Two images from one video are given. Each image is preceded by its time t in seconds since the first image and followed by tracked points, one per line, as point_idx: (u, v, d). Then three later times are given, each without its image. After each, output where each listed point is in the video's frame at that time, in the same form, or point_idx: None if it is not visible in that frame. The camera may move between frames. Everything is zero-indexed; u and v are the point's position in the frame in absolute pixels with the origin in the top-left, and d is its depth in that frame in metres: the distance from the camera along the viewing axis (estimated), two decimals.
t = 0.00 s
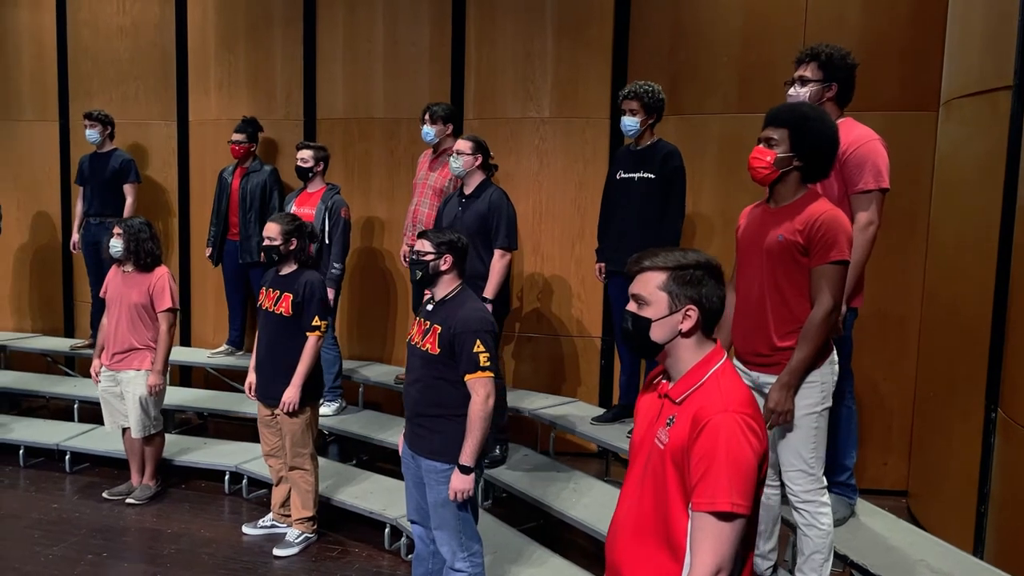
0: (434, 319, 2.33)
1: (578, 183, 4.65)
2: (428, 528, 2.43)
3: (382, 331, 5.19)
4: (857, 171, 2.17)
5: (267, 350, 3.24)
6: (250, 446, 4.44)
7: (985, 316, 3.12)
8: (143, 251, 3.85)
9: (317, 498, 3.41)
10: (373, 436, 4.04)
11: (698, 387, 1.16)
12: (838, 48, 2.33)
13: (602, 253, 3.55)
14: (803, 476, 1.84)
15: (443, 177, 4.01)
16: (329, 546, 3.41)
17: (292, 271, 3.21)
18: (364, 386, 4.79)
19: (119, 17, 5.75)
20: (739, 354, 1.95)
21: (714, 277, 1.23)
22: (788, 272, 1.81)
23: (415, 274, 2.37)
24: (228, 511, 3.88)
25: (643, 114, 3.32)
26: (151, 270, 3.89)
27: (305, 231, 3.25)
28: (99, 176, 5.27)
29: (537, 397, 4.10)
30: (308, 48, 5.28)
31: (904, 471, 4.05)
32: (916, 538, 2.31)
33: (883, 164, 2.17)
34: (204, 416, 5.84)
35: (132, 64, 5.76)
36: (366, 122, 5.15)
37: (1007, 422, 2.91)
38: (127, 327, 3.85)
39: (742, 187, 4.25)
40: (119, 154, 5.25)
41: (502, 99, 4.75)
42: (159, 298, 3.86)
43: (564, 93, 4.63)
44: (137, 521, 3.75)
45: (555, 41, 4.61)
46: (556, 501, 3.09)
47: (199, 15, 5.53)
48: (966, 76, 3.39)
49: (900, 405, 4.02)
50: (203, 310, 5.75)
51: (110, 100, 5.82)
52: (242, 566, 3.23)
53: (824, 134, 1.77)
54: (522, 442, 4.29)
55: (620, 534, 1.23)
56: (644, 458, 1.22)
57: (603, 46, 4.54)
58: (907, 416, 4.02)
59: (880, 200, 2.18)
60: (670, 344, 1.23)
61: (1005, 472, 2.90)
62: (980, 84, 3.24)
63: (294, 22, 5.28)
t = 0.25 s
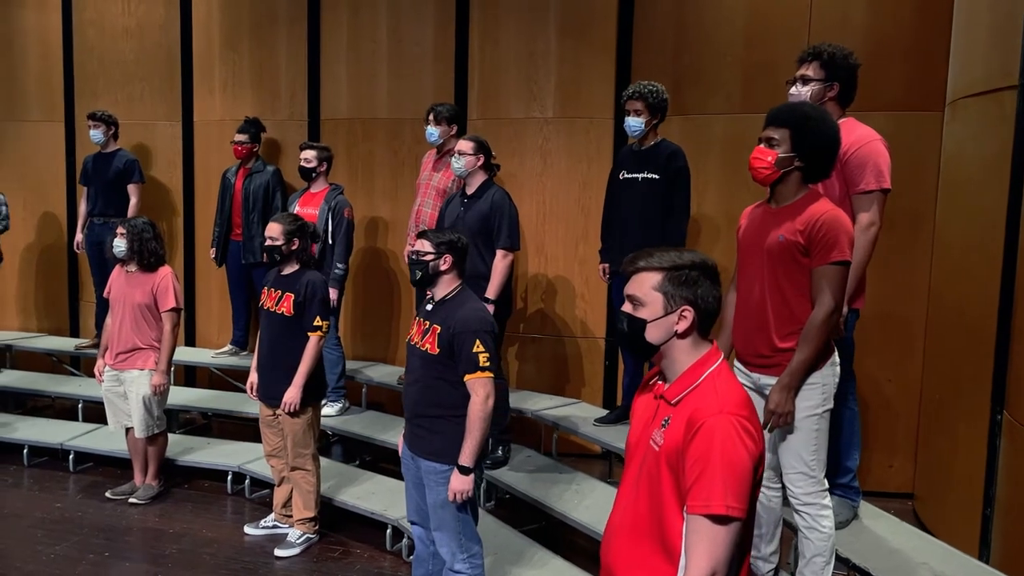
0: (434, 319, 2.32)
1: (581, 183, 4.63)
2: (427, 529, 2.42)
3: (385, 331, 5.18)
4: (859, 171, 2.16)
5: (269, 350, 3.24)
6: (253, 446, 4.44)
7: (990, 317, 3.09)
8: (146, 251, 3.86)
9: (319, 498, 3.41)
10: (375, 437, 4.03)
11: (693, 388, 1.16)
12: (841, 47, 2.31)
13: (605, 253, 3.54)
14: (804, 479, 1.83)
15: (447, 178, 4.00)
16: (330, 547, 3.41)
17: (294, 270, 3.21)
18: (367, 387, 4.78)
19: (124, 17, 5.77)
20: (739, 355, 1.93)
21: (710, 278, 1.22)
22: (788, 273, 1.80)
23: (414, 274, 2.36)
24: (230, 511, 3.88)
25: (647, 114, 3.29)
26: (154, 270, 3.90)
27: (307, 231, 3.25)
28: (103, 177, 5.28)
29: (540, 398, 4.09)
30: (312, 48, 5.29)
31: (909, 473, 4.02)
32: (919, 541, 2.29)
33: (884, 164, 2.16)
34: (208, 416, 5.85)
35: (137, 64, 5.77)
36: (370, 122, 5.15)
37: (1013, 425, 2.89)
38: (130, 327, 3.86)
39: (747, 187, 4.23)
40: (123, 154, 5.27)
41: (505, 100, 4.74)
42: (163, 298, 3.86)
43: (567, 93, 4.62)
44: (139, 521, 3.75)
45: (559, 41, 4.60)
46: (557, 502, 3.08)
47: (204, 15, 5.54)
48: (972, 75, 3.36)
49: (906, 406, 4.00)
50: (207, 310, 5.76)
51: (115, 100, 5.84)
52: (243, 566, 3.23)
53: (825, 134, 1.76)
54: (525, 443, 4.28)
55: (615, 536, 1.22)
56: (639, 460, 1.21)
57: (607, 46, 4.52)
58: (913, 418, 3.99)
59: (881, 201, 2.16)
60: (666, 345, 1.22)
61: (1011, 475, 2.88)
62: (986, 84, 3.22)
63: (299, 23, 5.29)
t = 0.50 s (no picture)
0: (434, 320, 2.32)
1: (583, 184, 4.63)
2: (427, 530, 2.42)
3: (388, 330, 5.19)
4: (858, 173, 2.16)
5: (271, 350, 3.25)
6: (256, 446, 4.45)
7: (993, 319, 3.09)
8: (150, 251, 3.86)
9: (320, 499, 3.41)
10: (377, 437, 4.04)
11: (690, 390, 1.15)
12: (843, 48, 2.31)
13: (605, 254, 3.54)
14: (803, 481, 1.82)
15: (449, 178, 3.99)
16: (331, 547, 3.41)
17: (296, 271, 3.22)
18: (369, 387, 4.79)
19: (129, 18, 5.79)
20: (738, 356, 1.93)
21: (708, 280, 1.22)
22: (788, 274, 1.79)
23: (415, 274, 2.36)
24: (232, 511, 3.89)
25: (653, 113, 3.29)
26: (158, 271, 3.91)
27: (309, 231, 3.25)
28: (107, 178, 5.30)
29: (541, 399, 4.09)
30: (315, 49, 5.30)
31: (912, 475, 4.01)
32: (919, 544, 2.29)
33: (883, 165, 2.16)
34: (211, 416, 5.86)
35: (142, 65, 5.79)
36: (373, 123, 5.16)
37: (1015, 427, 2.88)
38: (133, 327, 3.87)
39: (749, 188, 4.22)
40: (126, 155, 5.29)
41: (508, 100, 4.75)
42: (166, 298, 3.87)
43: (569, 94, 4.62)
44: (141, 521, 3.76)
45: (561, 42, 4.60)
46: (558, 504, 3.08)
47: (207, 16, 5.56)
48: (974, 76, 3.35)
49: (908, 408, 3.98)
50: (210, 310, 5.78)
51: (119, 101, 5.85)
52: (245, 566, 3.23)
53: (824, 135, 1.76)
54: (527, 444, 4.28)
55: (611, 538, 1.22)
56: (635, 461, 1.21)
57: (609, 47, 4.52)
58: (916, 420, 3.98)
59: (880, 202, 2.16)
60: (663, 346, 1.22)
61: (1013, 477, 2.87)
62: (988, 84, 3.21)
63: (302, 24, 5.30)
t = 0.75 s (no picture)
0: (435, 321, 2.31)
1: (585, 184, 4.64)
2: (427, 530, 2.41)
3: (390, 330, 5.20)
4: (856, 174, 2.16)
5: (272, 351, 3.26)
6: (258, 446, 4.46)
7: (994, 320, 3.08)
8: (154, 252, 3.87)
9: (322, 499, 3.42)
10: (378, 437, 4.05)
11: (685, 392, 1.15)
12: (844, 49, 2.31)
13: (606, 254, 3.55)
14: (801, 483, 1.82)
15: (451, 178, 3.99)
16: (333, 547, 3.42)
17: (298, 272, 3.22)
18: (371, 387, 4.80)
19: (134, 20, 5.82)
20: (737, 357, 1.93)
21: (703, 282, 1.22)
22: (786, 275, 1.79)
23: (416, 276, 2.34)
24: (234, 511, 3.90)
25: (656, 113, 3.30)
26: (162, 271, 3.91)
27: (311, 232, 3.26)
28: (112, 179, 5.33)
29: (543, 400, 4.09)
30: (318, 50, 5.32)
31: (914, 477, 4.00)
32: (918, 546, 2.28)
33: (882, 166, 2.16)
34: (215, 416, 5.87)
35: (147, 66, 5.81)
36: (375, 123, 5.17)
37: (1016, 428, 2.87)
38: (137, 327, 3.87)
39: (751, 188, 4.22)
40: (131, 156, 5.31)
41: (510, 101, 4.75)
42: (170, 299, 3.88)
43: (572, 94, 4.62)
44: (144, 520, 3.77)
45: (563, 42, 4.61)
46: (557, 504, 3.09)
47: (212, 17, 5.58)
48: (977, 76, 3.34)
49: (910, 409, 3.98)
50: (214, 310, 5.80)
51: (124, 102, 5.88)
52: (246, 566, 3.25)
53: (823, 137, 1.76)
54: (528, 445, 4.28)
55: (606, 539, 1.22)
56: (630, 463, 1.21)
57: (611, 47, 4.52)
58: (918, 421, 3.97)
59: (878, 204, 2.16)
60: (658, 348, 1.22)
61: (1015, 479, 2.86)
62: (990, 84, 3.21)
63: (306, 25, 5.32)
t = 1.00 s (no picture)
0: (435, 321, 2.30)
1: (588, 185, 4.64)
2: (427, 530, 2.42)
3: (392, 332, 5.21)
4: (856, 175, 2.16)
5: (275, 351, 3.27)
6: (262, 446, 4.48)
7: (998, 320, 3.07)
8: (159, 252, 3.87)
9: (324, 498, 3.44)
10: (380, 437, 4.06)
11: (675, 391, 1.16)
12: (844, 49, 2.30)
13: (608, 255, 3.56)
14: (799, 484, 1.82)
15: (453, 179, 4.00)
16: (335, 547, 3.44)
17: (300, 272, 3.24)
18: (374, 388, 4.81)
19: (140, 21, 5.85)
20: (735, 359, 1.93)
21: (693, 282, 1.22)
22: (784, 277, 1.79)
23: (417, 276, 2.33)
24: (238, 510, 3.92)
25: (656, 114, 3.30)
26: (167, 272, 3.92)
27: (313, 233, 3.27)
28: (118, 180, 5.36)
29: (545, 400, 4.10)
30: (323, 51, 5.34)
31: (919, 479, 3.99)
32: (920, 550, 2.27)
33: (882, 167, 2.16)
34: (219, 416, 5.90)
35: (153, 67, 5.84)
36: (379, 124, 5.19)
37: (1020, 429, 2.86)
38: (142, 328, 3.88)
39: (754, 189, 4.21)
40: (136, 157, 5.35)
41: (513, 101, 4.76)
42: (174, 299, 3.88)
43: (575, 95, 4.63)
44: (149, 519, 3.80)
45: (566, 43, 4.61)
46: (558, 505, 3.09)
47: (217, 19, 5.60)
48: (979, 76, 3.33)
49: (914, 411, 3.97)
50: (219, 310, 5.82)
51: (131, 103, 5.91)
52: (249, 565, 3.26)
53: (820, 137, 1.76)
54: (531, 445, 4.29)
55: (598, 538, 1.23)
56: (622, 462, 1.22)
57: (615, 48, 4.52)
58: (922, 423, 3.96)
59: (879, 204, 2.16)
60: (649, 348, 1.22)
61: (1018, 480, 2.85)
62: (993, 84, 3.20)
63: (310, 27, 5.34)
